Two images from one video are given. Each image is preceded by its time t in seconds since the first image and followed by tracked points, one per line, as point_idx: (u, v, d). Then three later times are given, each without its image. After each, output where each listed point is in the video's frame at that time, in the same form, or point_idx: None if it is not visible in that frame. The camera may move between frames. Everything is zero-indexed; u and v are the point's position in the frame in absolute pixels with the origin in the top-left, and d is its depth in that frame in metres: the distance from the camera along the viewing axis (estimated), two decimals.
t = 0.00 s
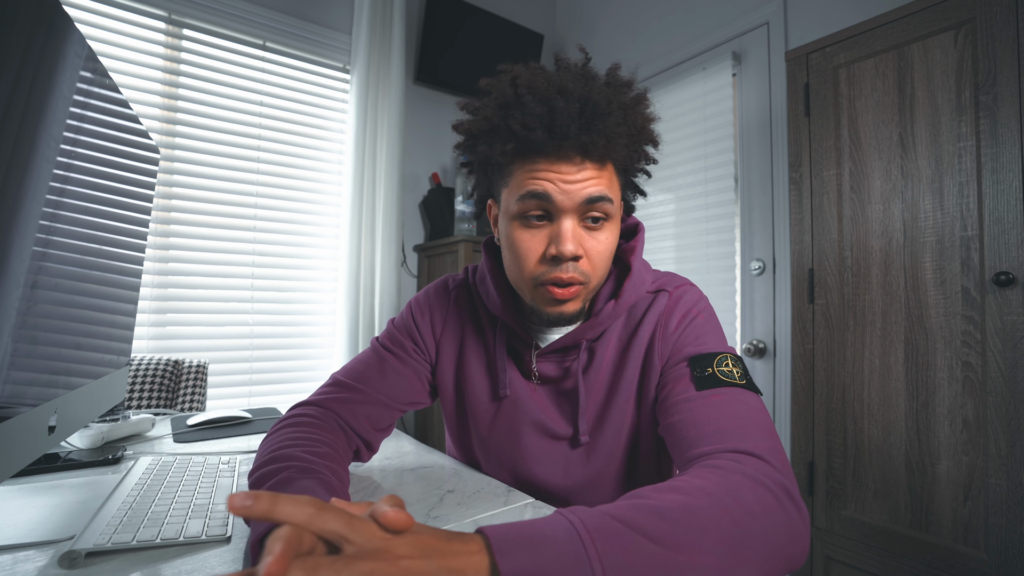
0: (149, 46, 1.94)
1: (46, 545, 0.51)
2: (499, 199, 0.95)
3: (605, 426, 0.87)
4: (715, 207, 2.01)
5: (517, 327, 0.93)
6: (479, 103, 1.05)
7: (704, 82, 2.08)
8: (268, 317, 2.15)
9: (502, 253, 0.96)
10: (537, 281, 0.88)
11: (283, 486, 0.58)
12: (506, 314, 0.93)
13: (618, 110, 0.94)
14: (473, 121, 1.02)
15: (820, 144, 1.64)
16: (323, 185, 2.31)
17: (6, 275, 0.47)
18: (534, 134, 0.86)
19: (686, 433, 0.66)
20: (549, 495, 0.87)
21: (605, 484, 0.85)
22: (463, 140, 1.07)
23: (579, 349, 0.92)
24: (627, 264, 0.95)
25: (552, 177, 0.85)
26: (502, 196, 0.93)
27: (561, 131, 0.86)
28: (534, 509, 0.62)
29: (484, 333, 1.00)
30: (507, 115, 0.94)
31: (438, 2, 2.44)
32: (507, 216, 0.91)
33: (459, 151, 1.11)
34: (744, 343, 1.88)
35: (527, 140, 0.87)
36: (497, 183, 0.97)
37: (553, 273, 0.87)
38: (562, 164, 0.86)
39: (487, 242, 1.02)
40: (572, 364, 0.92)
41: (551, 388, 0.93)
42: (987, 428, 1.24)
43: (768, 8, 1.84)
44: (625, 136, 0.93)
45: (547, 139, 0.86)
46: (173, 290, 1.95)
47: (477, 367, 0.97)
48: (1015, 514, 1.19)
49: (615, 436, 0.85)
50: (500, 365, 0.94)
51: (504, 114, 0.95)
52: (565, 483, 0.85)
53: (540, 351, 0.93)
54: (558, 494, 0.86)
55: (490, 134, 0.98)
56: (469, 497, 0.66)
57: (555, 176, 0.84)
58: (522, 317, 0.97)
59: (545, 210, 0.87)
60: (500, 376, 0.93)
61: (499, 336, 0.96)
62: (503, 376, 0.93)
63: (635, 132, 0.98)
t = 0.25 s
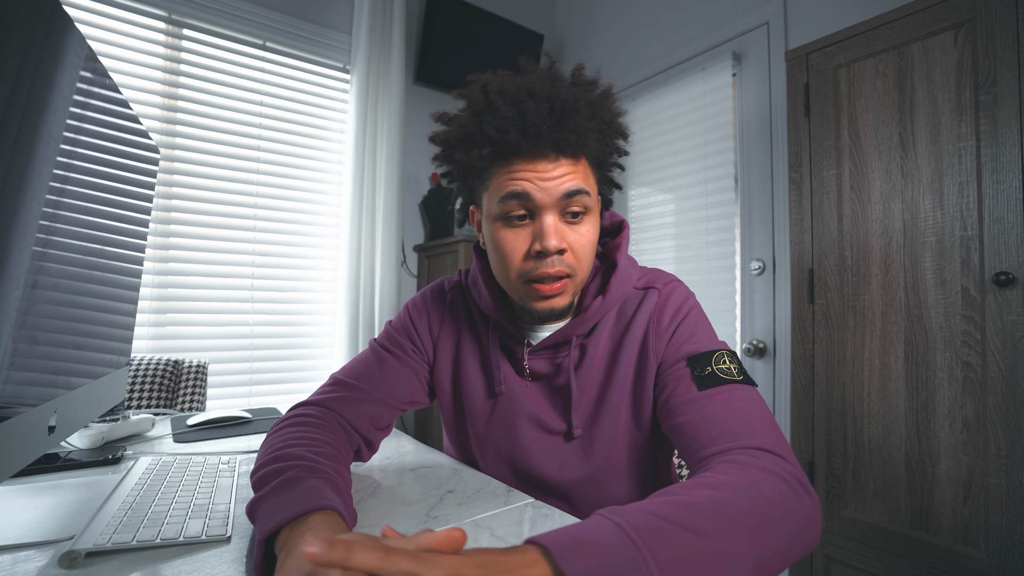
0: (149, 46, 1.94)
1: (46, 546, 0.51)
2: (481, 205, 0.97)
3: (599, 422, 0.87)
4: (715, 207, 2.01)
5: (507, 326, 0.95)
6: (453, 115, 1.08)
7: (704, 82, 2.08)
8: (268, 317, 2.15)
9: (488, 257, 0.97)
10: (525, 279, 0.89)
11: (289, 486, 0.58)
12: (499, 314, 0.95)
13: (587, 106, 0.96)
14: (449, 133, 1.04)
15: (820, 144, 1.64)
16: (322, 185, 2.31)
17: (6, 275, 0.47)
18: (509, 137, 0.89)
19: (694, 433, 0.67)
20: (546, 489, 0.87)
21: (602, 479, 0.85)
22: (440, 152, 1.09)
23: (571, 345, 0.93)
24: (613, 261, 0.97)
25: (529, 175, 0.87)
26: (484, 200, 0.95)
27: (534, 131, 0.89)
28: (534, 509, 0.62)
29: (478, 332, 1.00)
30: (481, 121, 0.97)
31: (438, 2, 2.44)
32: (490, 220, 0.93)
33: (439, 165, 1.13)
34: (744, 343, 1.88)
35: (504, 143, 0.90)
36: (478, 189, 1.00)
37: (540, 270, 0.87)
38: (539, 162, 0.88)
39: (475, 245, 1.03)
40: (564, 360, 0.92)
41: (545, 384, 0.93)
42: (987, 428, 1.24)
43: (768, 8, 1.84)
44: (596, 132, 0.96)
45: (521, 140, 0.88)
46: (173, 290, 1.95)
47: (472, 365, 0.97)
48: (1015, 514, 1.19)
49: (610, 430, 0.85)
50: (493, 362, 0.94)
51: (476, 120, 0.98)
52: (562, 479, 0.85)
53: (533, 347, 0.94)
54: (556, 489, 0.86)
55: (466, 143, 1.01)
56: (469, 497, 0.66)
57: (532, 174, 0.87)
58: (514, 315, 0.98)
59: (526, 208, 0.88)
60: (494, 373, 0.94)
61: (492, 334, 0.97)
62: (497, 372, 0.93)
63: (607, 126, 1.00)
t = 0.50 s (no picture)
0: (149, 46, 1.94)
1: (46, 545, 0.51)
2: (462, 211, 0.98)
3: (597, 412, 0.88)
4: (715, 207, 2.01)
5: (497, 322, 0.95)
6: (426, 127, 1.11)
7: (704, 82, 2.08)
8: (267, 317, 2.15)
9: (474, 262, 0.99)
10: (512, 276, 0.90)
11: (291, 487, 0.58)
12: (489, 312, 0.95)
13: (553, 105, 0.99)
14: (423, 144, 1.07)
15: (820, 144, 1.64)
16: (322, 185, 2.31)
17: (6, 275, 0.47)
18: (482, 141, 0.92)
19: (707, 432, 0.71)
20: (546, 480, 0.88)
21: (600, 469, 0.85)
22: (416, 162, 1.12)
23: (561, 340, 0.92)
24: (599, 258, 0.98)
25: (505, 176, 0.90)
26: (465, 207, 0.97)
27: (505, 133, 0.92)
28: (534, 509, 0.62)
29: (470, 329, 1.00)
30: (454, 130, 1.00)
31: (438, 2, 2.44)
32: (472, 225, 0.94)
33: (416, 176, 1.16)
34: (744, 343, 1.88)
35: (478, 147, 0.93)
36: (457, 196, 1.02)
37: (526, 265, 0.88)
38: (513, 163, 0.90)
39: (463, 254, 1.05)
40: (555, 354, 0.92)
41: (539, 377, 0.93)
42: (987, 428, 1.24)
43: (768, 8, 1.84)
44: (564, 128, 0.99)
45: (493, 143, 0.91)
46: (173, 290, 1.95)
47: (465, 361, 0.97)
48: (1015, 515, 1.19)
49: (607, 420, 0.86)
50: (486, 358, 0.94)
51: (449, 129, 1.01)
52: (562, 470, 0.86)
53: (523, 343, 0.94)
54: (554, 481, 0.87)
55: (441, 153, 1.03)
56: (469, 497, 0.66)
57: (508, 174, 0.89)
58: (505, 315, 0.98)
59: (505, 208, 0.90)
60: (487, 368, 0.94)
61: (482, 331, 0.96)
62: (490, 368, 0.93)
63: (572, 123, 1.04)
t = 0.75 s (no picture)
0: (149, 46, 1.94)
1: (45, 545, 0.51)
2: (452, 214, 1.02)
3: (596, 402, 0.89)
4: (715, 207, 2.01)
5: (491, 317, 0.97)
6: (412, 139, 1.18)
7: (704, 82, 2.08)
8: (268, 317, 2.15)
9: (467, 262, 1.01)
10: (504, 271, 0.92)
11: (290, 487, 0.58)
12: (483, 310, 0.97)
13: (529, 104, 1.05)
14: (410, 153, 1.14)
15: (820, 144, 1.64)
16: (322, 185, 2.31)
17: (6, 275, 0.47)
18: (465, 142, 0.97)
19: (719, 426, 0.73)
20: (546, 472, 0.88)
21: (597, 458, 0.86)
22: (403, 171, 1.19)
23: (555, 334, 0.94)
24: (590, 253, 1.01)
25: (490, 174, 0.94)
26: (454, 209, 1.01)
27: (486, 132, 0.97)
28: (534, 509, 0.62)
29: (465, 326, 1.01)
30: (438, 135, 1.05)
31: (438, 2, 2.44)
32: (463, 225, 0.98)
33: (404, 186, 1.22)
34: (744, 343, 1.88)
35: (462, 148, 0.97)
36: (444, 199, 1.08)
37: (516, 259, 0.91)
38: (496, 161, 0.94)
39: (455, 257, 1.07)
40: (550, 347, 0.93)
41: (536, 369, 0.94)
42: (987, 428, 1.24)
43: (768, 8, 1.84)
44: (541, 126, 1.04)
45: (476, 143, 0.96)
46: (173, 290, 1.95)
47: (461, 357, 0.98)
48: (1015, 515, 1.19)
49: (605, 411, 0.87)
50: (481, 353, 0.95)
51: (433, 136, 1.07)
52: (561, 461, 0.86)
53: (517, 337, 0.95)
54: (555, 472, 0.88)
55: (428, 158, 1.09)
56: (469, 497, 0.66)
57: (491, 172, 0.93)
58: (499, 311, 1.00)
59: (493, 206, 0.93)
60: (483, 363, 0.94)
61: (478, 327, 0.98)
62: (485, 362, 0.94)
63: (549, 120, 1.09)
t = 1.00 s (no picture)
0: (149, 46, 1.94)
1: (45, 545, 0.51)
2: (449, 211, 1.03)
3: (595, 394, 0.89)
4: (715, 207, 2.01)
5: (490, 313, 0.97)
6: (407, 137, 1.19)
7: (704, 82, 2.08)
8: (268, 317, 2.15)
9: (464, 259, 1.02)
10: (502, 264, 0.93)
11: (291, 487, 0.58)
12: (483, 305, 0.98)
13: (524, 101, 1.06)
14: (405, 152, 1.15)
15: (820, 144, 1.64)
16: (322, 185, 2.31)
17: (5, 274, 0.47)
18: (462, 138, 0.98)
19: (728, 402, 0.69)
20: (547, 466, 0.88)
21: (597, 450, 0.86)
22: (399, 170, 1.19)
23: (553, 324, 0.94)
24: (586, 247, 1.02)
25: (487, 170, 0.95)
26: (451, 205, 1.03)
27: (483, 129, 0.98)
28: (534, 509, 0.62)
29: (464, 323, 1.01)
30: (435, 133, 1.07)
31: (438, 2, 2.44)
32: (460, 221, 0.99)
33: (400, 187, 1.23)
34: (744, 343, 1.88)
35: (459, 145, 0.99)
36: (441, 196, 1.09)
37: (514, 252, 0.92)
38: (492, 157, 0.96)
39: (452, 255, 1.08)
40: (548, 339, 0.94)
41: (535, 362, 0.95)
42: (987, 429, 1.24)
43: (768, 8, 1.84)
44: (536, 123, 1.06)
45: (474, 139, 0.97)
46: (173, 290, 1.95)
47: (459, 354, 0.97)
48: (1015, 515, 1.19)
49: (605, 402, 0.87)
50: (480, 348, 0.95)
51: (429, 134, 1.08)
52: (562, 454, 0.86)
53: (516, 329, 0.96)
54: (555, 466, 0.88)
55: (424, 156, 1.10)
56: (469, 496, 0.66)
57: (488, 167, 0.95)
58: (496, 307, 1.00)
59: (490, 201, 0.95)
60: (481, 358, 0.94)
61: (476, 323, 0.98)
62: (483, 356, 0.94)
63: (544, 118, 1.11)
